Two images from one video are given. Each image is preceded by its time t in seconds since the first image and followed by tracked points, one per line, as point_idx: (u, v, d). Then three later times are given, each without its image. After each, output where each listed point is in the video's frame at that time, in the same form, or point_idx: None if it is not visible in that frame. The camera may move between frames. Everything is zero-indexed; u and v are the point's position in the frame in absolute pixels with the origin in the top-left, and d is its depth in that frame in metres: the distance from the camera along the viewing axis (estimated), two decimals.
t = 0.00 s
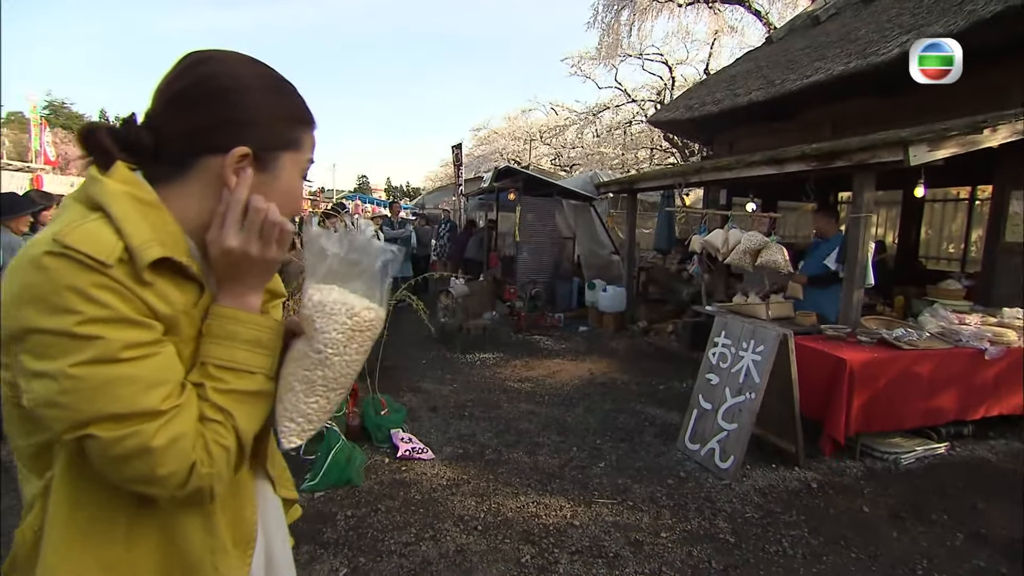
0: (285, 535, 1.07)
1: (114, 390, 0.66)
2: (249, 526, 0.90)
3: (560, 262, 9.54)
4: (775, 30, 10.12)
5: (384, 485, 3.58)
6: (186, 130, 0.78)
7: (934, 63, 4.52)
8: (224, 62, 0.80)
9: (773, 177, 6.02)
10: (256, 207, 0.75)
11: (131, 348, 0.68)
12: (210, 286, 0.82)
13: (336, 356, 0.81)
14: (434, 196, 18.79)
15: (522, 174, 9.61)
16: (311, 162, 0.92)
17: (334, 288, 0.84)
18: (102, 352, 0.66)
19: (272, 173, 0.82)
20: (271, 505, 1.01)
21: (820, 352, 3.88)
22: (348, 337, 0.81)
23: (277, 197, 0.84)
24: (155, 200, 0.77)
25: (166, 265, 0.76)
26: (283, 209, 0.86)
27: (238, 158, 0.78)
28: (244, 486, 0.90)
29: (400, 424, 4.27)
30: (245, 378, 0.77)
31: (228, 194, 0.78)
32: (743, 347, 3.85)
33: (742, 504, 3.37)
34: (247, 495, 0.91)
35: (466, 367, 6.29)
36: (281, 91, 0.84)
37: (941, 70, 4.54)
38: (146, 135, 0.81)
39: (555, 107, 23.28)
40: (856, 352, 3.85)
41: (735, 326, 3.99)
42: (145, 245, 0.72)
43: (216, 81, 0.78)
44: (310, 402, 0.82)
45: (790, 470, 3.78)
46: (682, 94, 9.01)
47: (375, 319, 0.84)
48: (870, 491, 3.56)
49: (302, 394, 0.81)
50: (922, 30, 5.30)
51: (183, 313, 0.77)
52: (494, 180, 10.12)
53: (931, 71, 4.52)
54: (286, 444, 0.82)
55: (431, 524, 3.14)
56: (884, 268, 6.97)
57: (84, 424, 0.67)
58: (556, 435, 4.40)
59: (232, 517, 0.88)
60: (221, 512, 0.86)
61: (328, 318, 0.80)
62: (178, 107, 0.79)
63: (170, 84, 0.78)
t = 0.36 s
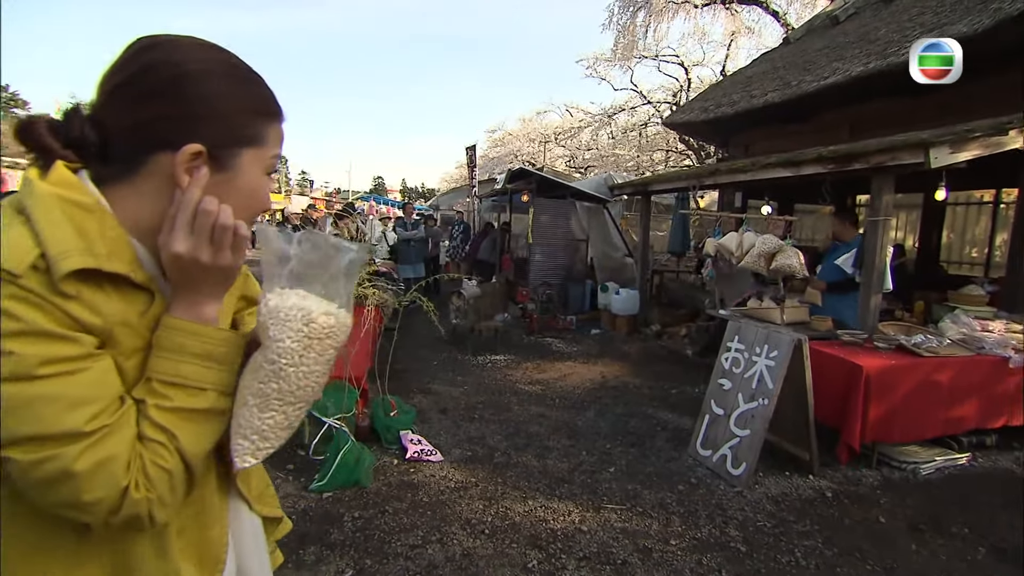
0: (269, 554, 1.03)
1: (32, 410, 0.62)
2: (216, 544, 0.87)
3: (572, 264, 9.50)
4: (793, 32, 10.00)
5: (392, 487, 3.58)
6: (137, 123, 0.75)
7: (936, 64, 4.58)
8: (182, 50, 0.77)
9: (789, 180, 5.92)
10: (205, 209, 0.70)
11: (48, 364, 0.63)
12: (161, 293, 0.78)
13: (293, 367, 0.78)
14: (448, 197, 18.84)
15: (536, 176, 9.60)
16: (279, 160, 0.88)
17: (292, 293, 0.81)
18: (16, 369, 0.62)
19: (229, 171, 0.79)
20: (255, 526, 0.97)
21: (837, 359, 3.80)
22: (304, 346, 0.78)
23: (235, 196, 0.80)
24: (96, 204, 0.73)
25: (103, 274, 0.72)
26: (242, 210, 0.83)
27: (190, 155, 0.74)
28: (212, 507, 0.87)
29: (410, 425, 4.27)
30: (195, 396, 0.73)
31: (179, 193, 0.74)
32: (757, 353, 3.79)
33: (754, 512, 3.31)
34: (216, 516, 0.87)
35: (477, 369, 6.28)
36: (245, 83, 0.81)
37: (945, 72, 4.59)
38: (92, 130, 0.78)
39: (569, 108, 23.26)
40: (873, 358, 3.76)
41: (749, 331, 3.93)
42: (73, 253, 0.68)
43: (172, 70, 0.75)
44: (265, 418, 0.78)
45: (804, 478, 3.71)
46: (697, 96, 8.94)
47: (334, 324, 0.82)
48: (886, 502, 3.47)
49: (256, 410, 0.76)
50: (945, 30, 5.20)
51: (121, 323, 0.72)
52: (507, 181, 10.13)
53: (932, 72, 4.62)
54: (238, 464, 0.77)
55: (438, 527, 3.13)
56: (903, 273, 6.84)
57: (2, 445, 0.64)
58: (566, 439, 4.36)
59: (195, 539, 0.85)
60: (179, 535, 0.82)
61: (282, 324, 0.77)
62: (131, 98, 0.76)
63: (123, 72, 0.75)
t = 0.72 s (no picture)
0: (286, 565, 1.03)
1: (21, 425, 0.63)
2: (226, 554, 0.87)
3: (583, 267, 9.48)
4: (804, 32, 9.96)
5: (405, 491, 3.58)
6: (138, 125, 0.76)
7: (935, 63, 4.69)
8: (181, 47, 0.77)
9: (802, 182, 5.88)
10: (209, 213, 0.70)
11: (37, 378, 0.64)
12: (162, 302, 0.79)
13: (291, 377, 0.78)
14: (459, 201, 18.87)
15: (546, 179, 9.60)
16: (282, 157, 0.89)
17: (290, 299, 0.83)
18: (7, 383, 0.63)
19: (232, 171, 0.80)
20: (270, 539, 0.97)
21: (852, 361, 3.76)
22: (300, 353, 0.79)
23: (237, 196, 0.81)
24: (94, 215, 0.74)
25: (98, 287, 0.73)
26: (246, 211, 0.83)
27: (191, 156, 0.75)
28: (222, 520, 0.87)
29: (422, 429, 4.28)
30: (194, 409, 0.74)
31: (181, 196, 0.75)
32: (771, 356, 3.75)
33: (769, 518, 3.27)
34: (226, 529, 0.87)
35: (488, 372, 6.28)
36: (245, 78, 0.82)
37: (943, 71, 4.71)
38: (92, 134, 0.79)
39: (579, 112, 23.27)
40: (889, 361, 3.71)
41: (763, 334, 3.90)
42: (68, 268, 0.69)
43: (173, 69, 0.76)
44: (262, 430, 0.77)
45: (820, 484, 3.67)
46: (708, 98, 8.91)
47: (331, 330, 0.83)
48: (904, 507, 3.42)
49: (254, 422, 0.76)
50: (961, 28, 5.14)
51: (117, 334, 0.73)
52: (518, 185, 10.15)
53: (932, 72, 4.74)
54: (239, 478, 0.78)
55: (451, 531, 3.13)
56: (919, 275, 6.75)
57: None
58: (578, 443, 4.35)
59: (203, 551, 0.86)
60: (185, 547, 0.83)
61: (277, 332, 0.78)
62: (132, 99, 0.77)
63: (123, 72, 0.76)
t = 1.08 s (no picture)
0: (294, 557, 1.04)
1: (39, 415, 0.65)
2: (234, 548, 0.88)
3: (585, 264, 9.49)
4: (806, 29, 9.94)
5: (407, 486, 3.61)
6: (159, 121, 0.77)
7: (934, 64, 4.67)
8: (202, 45, 0.79)
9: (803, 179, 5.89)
10: (226, 208, 0.72)
11: (55, 369, 0.66)
12: (178, 298, 0.80)
13: (301, 377, 0.78)
14: (460, 198, 18.85)
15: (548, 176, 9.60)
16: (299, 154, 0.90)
17: (305, 298, 0.82)
18: (25, 374, 0.64)
19: (250, 167, 0.81)
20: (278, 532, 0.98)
21: (854, 358, 3.77)
22: (312, 353, 0.78)
23: (255, 192, 0.82)
24: (112, 210, 0.76)
25: (115, 282, 0.74)
26: (263, 207, 0.84)
27: (210, 151, 0.76)
28: (232, 516, 0.87)
29: (424, 425, 4.30)
30: (207, 403, 0.75)
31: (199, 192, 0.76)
32: (772, 353, 3.77)
33: (770, 513, 3.29)
34: (236, 524, 0.88)
35: (490, 369, 6.30)
36: (264, 75, 0.83)
37: (943, 72, 4.70)
38: (115, 130, 0.81)
39: (580, 109, 23.23)
40: (890, 358, 3.73)
41: (764, 330, 3.92)
42: (87, 262, 0.71)
43: (193, 66, 0.77)
44: (273, 428, 0.78)
45: (821, 479, 3.69)
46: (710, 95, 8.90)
47: (345, 331, 0.82)
48: (904, 503, 3.44)
49: (264, 420, 0.77)
50: (963, 26, 5.15)
51: (134, 328, 0.75)
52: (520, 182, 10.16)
53: (931, 72, 4.72)
54: (248, 474, 0.80)
55: (454, 526, 3.15)
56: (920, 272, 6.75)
57: (14, 449, 0.66)
58: (580, 439, 4.37)
59: (213, 544, 0.87)
60: (195, 540, 0.84)
61: (291, 330, 0.78)
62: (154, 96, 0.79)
63: (145, 70, 0.78)
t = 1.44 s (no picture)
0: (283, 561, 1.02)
1: (12, 417, 0.62)
2: (219, 555, 0.86)
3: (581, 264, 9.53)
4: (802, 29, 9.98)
5: (406, 484, 3.62)
6: (142, 117, 0.76)
7: (935, 64, 4.69)
8: (187, 40, 0.79)
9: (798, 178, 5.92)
10: (209, 206, 0.70)
11: (29, 370, 0.63)
12: (161, 296, 0.78)
13: (286, 379, 0.74)
14: (457, 198, 18.88)
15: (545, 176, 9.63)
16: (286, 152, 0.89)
17: (292, 299, 0.80)
18: None
19: (236, 164, 0.80)
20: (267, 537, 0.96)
21: (849, 355, 3.79)
22: (298, 355, 0.75)
23: (240, 191, 0.81)
24: (91, 205, 0.73)
25: (94, 280, 0.72)
26: (249, 206, 0.83)
27: (195, 147, 0.75)
28: (217, 521, 0.85)
29: (423, 423, 4.31)
30: (189, 405, 0.72)
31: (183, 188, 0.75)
32: (768, 351, 3.79)
33: (766, 510, 3.31)
34: (222, 528, 0.86)
35: (488, 367, 6.33)
36: (251, 71, 0.82)
37: (944, 72, 4.72)
38: (97, 126, 0.80)
39: (577, 108, 23.27)
40: (886, 355, 3.75)
41: (761, 329, 3.94)
42: (63, 259, 0.68)
43: (178, 60, 0.77)
44: (257, 432, 0.75)
45: (817, 477, 3.71)
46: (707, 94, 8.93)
47: (332, 333, 0.79)
48: (900, 499, 3.47)
49: (249, 423, 0.74)
50: (958, 25, 5.18)
51: (113, 328, 0.72)
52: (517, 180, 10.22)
53: (932, 72, 4.74)
54: (230, 479, 0.76)
55: (453, 523, 3.17)
56: (915, 271, 6.80)
57: None
58: (577, 437, 4.39)
59: (197, 551, 0.84)
60: (177, 546, 0.81)
61: (277, 332, 0.75)
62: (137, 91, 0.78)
63: (128, 65, 0.77)
